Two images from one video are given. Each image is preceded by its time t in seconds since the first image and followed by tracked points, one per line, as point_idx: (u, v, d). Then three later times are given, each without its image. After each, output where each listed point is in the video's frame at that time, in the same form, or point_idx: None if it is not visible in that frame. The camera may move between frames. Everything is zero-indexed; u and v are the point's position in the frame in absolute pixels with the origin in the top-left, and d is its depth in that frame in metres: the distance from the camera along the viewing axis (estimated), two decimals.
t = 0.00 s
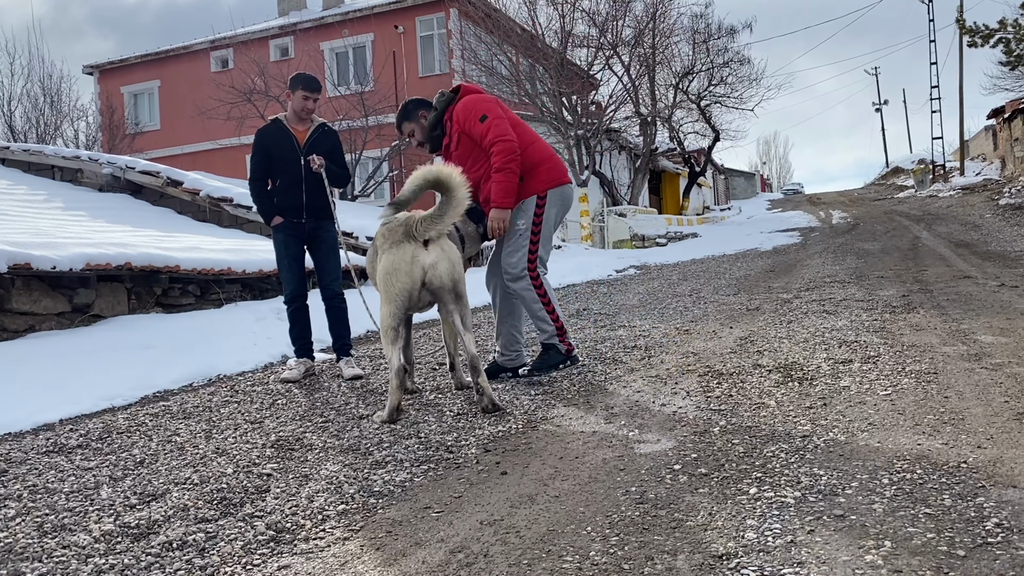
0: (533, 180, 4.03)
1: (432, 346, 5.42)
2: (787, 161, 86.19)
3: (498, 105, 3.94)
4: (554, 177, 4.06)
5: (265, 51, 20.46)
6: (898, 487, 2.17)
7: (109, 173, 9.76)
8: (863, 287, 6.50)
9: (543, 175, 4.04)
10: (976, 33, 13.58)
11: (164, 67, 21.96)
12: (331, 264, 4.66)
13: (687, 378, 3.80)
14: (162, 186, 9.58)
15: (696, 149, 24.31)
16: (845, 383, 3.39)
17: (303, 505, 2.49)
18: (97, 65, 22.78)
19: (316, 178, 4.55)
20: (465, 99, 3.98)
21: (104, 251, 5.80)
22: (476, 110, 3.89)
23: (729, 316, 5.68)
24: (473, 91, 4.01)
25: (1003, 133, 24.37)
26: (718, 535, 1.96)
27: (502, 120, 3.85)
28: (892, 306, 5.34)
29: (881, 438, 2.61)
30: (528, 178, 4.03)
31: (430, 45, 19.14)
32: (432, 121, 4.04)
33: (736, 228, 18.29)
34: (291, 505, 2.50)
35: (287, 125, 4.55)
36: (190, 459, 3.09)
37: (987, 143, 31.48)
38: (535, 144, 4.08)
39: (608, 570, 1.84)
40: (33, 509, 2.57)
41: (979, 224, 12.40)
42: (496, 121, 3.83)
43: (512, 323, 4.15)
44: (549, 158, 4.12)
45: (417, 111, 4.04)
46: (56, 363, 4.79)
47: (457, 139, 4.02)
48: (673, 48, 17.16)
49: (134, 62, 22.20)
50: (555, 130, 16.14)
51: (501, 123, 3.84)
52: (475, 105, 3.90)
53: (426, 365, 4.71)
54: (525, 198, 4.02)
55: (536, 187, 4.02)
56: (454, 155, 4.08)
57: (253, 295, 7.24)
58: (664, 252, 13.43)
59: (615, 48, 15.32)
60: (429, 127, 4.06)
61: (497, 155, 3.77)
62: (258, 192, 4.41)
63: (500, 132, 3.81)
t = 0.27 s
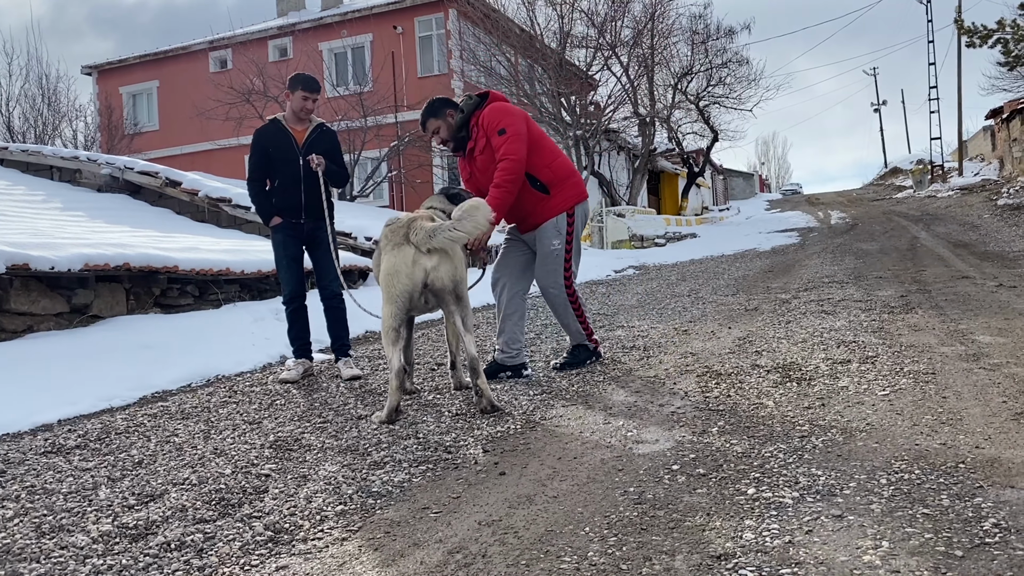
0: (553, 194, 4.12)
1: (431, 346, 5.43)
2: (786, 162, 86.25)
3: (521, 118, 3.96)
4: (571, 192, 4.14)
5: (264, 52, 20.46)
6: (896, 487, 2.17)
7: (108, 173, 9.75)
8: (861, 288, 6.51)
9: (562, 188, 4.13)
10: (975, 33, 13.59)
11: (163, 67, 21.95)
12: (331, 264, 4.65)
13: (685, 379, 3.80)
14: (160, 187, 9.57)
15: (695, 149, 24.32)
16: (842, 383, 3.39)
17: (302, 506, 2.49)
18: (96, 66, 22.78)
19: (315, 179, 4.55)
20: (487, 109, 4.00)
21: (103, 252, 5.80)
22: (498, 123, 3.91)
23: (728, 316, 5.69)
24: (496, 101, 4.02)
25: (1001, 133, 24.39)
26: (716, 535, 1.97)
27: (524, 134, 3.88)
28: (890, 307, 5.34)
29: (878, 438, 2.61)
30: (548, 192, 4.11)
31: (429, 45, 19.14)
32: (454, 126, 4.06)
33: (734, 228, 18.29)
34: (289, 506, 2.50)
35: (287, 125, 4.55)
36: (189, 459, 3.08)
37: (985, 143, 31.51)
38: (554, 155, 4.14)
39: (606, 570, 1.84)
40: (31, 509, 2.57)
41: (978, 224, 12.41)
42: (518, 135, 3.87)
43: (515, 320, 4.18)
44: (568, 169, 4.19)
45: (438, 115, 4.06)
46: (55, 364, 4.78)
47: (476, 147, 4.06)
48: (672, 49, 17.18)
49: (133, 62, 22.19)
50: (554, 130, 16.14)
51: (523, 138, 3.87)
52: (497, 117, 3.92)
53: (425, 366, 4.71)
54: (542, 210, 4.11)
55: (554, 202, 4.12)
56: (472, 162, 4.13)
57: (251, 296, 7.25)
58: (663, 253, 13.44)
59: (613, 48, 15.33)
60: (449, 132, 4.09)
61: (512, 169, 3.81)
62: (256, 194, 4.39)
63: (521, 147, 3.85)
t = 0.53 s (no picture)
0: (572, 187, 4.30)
1: (429, 346, 5.43)
2: (784, 163, 86.30)
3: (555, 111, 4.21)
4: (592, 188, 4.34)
5: (262, 52, 20.47)
6: (895, 488, 2.18)
7: (106, 174, 9.74)
8: (860, 288, 6.51)
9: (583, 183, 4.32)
10: (973, 34, 13.60)
11: (161, 67, 21.94)
12: (330, 265, 4.65)
13: (683, 379, 3.80)
14: (159, 187, 9.57)
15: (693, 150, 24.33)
16: (841, 383, 3.39)
17: (300, 507, 2.48)
18: (95, 66, 22.77)
19: (312, 178, 4.55)
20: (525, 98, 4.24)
21: (101, 252, 5.79)
22: (536, 110, 4.16)
23: (726, 316, 5.70)
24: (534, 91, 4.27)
25: (999, 134, 24.41)
26: (715, 536, 1.97)
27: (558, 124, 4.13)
28: (889, 307, 5.35)
29: (877, 438, 2.61)
30: (569, 184, 4.29)
31: (428, 46, 19.15)
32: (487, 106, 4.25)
33: (733, 229, 18.30)
34: (288, 506, 2.49)
35: (285, 125, 4.55)
36: (187, 459, 3.08)
37: (983, 144, 31.55)
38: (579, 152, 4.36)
39: (604, 571, 1.84)
40: (28, 510, 2.57)
41: (976, 225, 12.42)
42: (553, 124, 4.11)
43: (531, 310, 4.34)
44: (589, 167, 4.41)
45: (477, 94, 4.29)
46: (54, 365, 4.77)
47: (511, 131, 4.27)
48: (671, 49, 17.19)
49: (131, 63, 22.17)
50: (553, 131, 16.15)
51: (556, 126, 4.12)
52: (538, 107, 4.16)
53: (423, 367, 4.71)
54: (561, 201, 4.28)
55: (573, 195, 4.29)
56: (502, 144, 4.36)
57: (250, 296, 7.25)
58: (662, 253, 13.46)
59: (612, 49, 15.34)
60: (485, 112, 4.32)
61: (546, 152, 4.06)
62: (255, 194, 4.38)
63: (553, 135, 4.09)
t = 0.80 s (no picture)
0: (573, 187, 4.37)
1: (427, 347, 5.43)
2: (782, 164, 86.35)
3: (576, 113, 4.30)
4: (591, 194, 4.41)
5: (260, 52, 20.45)
6: (892, 488, 2.18)
7: (104, 174, 9.73)
8: (857, 289, 6.52)
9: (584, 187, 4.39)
10: (971, 36, 13.62)
11: (159, 67, 21.93)
12: (327, 265, 4.65)
13: (681, 380, 3.80)
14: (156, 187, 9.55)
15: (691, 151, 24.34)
16: (839, 385, 3.39)
17: (297, 507, 2.48)
18: (92, 66, 22.75)
19: (309, 178, 4.55)
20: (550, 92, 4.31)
21: (98, 252, 5.79)
22: (559, 107, 4.25)
23: (724, 317, 5.70)
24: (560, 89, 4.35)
25: (997, 135, 24.45)
26: (712, 537, 1.97)
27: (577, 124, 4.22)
28: (886, 308, 5.36)
29: (874, 440, 2.61)
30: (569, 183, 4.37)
31: (426, 46, 19.14)
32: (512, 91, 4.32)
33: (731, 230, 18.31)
34: (286, 507, 2.49)
35: (282, 125, 4.54)
36: (185, 460, 3.08)
37: (980, 145, 31.61)
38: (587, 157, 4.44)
39: (602, 571, 1.84)
40: (25, 510, 2.56)
41: (973, 226, 12.45)
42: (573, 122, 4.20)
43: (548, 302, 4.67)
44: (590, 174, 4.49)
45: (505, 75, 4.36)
46: (51, 365, 4.76)
47: (528, 120, 4.37)
48: (668, 50, 17.21)
49: (129, 63, 22.15)
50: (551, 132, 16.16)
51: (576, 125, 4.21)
52: (561, 105, 4.25)
53: (421, 367, 4.70)
54: (559, 198, 4.35)
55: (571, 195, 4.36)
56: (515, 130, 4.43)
57: (247, 297, 7.24)
58: (659, 254, 13.47)
59: (610, 50, 15.35)
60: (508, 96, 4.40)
61: (562, 146, 4.15)
62: (252, 195, 4.37)
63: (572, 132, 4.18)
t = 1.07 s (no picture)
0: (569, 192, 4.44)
1: (424, 348, 5.42)
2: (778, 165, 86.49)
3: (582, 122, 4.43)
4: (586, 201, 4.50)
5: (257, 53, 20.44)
6: (887, 491, 2.18)
7: (100, 174, 9.72)
8: (853, 291, 6.53)
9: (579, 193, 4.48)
10: (967, 39, 13.65)
11: (156, 67, 21.90)
12: (324, 266, 4.64)
13: (678, 382, 3.80)
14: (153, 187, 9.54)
15: (688, 153, 24.36)
16: (835, 387, 3.40)
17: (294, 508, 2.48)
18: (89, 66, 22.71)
19: (305, 179, 4.55)
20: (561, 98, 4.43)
21: (95, 253, 5.78)
22: (569, 112, 4.37)
23: (720, 319, 5.71)
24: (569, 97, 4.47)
25: (992, 137, 24.52)
26: (708, 539, 1.97)
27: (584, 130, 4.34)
28: (882, 310, 5.36)
29: (870, 442, 2.62)
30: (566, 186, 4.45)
31: (423, 47, 19.15)
32: (524, 91, 4.41)
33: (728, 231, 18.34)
34: (282, 508, 2.49)
35: (278, 126, 4.54)
36: (181, 461, 3.08)
37: (976, 147, 31.70)
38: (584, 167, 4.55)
39: (598, 573, 1.84)
40: (21, 511, 2.56)
41: (969, 228, 12.48)
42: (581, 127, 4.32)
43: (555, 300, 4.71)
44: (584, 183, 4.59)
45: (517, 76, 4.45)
46: (47, 366, 4.75)
47: (537, 119, 4.46)
48: (665, 52, 17.23)
49: (125, 63, 22.14)
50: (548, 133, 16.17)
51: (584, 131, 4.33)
52: (573, 111, 4.38)
53: (417, 369, 4.70)
54: (555, 200, 4.41)
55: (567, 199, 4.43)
56: (521, 129, 4.51)
57: (244, 297, 7.23)
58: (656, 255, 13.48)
59: (607, 51, 15.37)
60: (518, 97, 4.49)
61: (571, 147, 4.25)
62: (248, 196, 4.36)
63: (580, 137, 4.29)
